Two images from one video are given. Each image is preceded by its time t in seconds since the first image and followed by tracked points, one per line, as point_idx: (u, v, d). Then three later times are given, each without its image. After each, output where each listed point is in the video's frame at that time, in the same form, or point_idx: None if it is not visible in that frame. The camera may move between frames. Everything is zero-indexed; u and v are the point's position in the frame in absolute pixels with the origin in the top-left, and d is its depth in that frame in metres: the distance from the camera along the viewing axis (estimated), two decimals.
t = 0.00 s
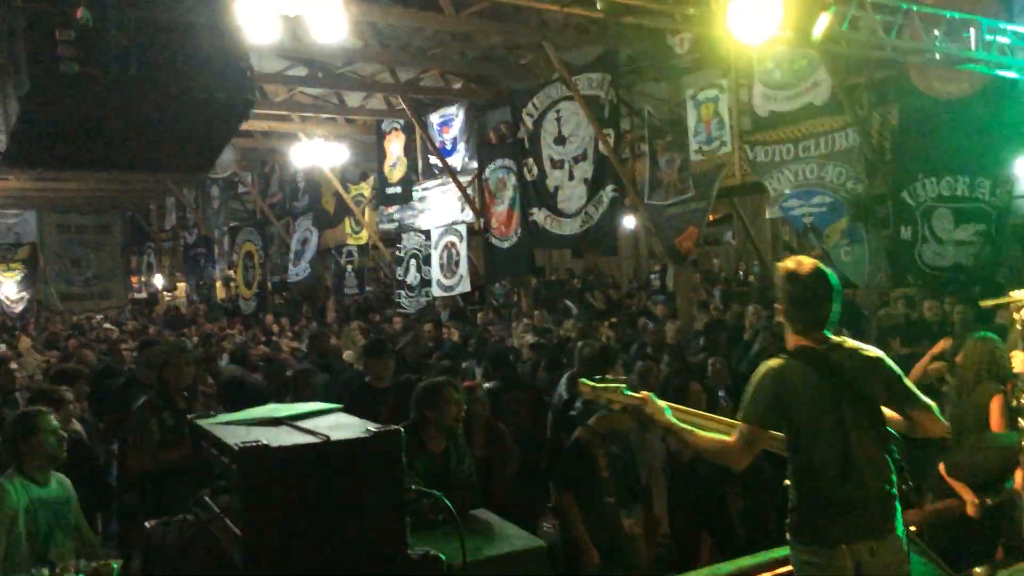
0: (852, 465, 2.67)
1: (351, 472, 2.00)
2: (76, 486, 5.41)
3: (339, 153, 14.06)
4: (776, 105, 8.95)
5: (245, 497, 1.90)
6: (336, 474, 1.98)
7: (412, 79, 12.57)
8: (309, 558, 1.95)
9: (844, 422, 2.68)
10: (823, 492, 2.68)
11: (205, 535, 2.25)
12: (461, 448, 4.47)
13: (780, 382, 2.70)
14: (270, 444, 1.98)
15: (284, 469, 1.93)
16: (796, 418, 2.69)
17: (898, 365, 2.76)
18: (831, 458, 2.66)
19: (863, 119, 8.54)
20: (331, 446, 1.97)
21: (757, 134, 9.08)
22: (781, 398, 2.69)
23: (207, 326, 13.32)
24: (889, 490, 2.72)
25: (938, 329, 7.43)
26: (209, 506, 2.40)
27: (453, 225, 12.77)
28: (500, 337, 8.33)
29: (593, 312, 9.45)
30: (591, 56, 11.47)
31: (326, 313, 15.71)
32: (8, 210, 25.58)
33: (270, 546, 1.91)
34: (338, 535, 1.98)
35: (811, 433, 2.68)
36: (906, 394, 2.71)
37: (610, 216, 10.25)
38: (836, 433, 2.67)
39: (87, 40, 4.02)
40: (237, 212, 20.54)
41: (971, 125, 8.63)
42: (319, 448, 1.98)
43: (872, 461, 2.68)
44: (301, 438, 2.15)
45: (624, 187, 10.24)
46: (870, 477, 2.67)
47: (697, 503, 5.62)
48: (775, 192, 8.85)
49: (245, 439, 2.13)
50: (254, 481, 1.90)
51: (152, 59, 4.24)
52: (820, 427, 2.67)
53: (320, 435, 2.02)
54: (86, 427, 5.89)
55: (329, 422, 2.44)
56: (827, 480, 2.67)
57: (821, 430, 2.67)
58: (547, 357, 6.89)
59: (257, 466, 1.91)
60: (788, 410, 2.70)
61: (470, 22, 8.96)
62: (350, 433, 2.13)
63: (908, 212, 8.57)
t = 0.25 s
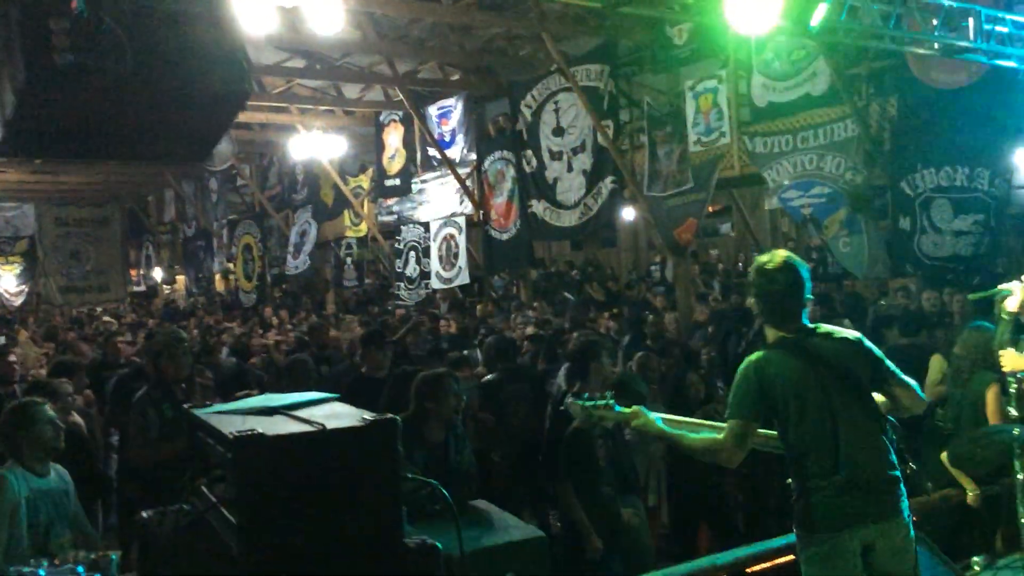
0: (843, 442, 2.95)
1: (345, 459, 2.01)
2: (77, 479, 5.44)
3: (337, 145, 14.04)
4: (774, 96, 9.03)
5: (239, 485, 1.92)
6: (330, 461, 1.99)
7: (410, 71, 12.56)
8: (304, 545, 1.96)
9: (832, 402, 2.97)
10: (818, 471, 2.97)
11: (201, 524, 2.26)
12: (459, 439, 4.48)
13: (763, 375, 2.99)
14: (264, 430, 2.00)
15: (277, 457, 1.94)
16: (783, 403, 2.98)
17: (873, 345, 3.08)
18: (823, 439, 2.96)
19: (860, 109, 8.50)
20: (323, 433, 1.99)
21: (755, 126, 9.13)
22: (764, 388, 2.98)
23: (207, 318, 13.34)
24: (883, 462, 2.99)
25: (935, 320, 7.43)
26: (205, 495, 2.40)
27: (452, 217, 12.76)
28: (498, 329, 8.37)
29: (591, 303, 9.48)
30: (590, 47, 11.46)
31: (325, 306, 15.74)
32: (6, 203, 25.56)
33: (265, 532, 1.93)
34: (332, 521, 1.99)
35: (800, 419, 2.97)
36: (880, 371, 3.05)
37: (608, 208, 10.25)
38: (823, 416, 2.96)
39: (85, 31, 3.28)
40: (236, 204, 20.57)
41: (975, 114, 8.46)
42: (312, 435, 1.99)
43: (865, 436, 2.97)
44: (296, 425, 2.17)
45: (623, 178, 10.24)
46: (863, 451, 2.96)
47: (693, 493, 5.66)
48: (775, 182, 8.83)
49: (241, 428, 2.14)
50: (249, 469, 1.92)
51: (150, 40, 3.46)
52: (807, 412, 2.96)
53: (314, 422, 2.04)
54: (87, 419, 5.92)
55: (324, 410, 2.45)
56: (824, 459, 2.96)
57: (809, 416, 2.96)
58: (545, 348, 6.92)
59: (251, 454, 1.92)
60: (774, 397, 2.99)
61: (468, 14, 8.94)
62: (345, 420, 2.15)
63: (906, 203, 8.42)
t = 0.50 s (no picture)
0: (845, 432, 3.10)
1: (337, 453, 1.99)
2: (72, 473, 5.45)
3: (332, 139, 14.05)
4: (768, 88, 9.09)
5: (231, 476, 1.91)
6: (322, 454, 1.98)
7: (405, 64, 12.54)
8: (296, 537, 1.95)
9: (832, 396, 3.12)
10: (823, 464, 3.12)
11: (195, 515, 2.25)
12: (454, 433, 4.49)
13: (762, 375, 3.12)
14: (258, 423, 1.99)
15: (269, 449, 1.93)
16: (785, 398, 3.12)
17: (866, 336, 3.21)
18: (825, 431, 3.11)
19: (856, 102, 8.53)
20: (318, 426, 1.97)
21: (750, 118, 9.21)
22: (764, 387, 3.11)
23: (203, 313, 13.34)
24: (885, 449, 3.13)
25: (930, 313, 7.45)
26: (199, 486, 2.40)
27: (447, 210, 12.72)
28: (493, 321, 8.39)
29: (586, 296, 9.51)
30: (585, 40, 11.45)
31: (321, 299, 15.76)
32: None
33: (258, 524, 1.93)
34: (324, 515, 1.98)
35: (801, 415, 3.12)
36: (877, 359, 3.18)
37: (604, 201, 10.23)
38: (825, 409, 3.11)
39: (78, 24, 3.56)
40: (231, 198, 20.56)
41: (974, 104, 8.27)
42: (304, 427, 1.98)
43: (866, 425, 3.11)
44: (290, 417, 2.16)
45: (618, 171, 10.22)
46: (865, 441, 3.10)
47: (687, 485, 5.69)
48: (770, 174, 8.96)
49: (235, 420, 2.14)
50: (241, 461, 1.91)
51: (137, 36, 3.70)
52: (808, 407, 3.11)
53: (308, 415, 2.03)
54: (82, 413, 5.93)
55: (317, 402, 2.45)
56: (825, 451, 3.11)
57: (809, 411, 3.11)
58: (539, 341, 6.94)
59: (243, 446, 1.91)
60: (774, 394, 3.13)
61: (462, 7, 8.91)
62: (339, 412, 2.13)
63: (901, 195, 8.35)
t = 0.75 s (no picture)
0: (844, 432, 2.92)
1: (318, 449, 2.01)
2: (53, 470, 5.43)
3: (315, 136, 14.05)
4: (751, 87, 9.04)
5: (210, 475, 1.92)
6: (300, 452, 1.99)
7: (388, 61, 12.55)
8: (274, 534, 1.97)
9: (834, 393, 2.93)
10: (820, 464, 2.94)
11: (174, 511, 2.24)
12: (436, 429, 4.50)
13: (763, 369, 2.94)
14: (237, 419, 2.00)
15: (250, 447, 1.94)
16: (783, 394, 2.94)
17: (868, 335, 3.00)
18: (823, 428, 2.92)
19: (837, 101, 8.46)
20: (296, 424, 1.98)
21: (732, 116, 9.16)
22: (762, 383, 2.93)
23: (186, 310, 13.30)
24: (882, 450, 2.96)
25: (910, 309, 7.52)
26: (178, 483, 2.39)
27: (431, 208, 12.74)
28: (475, 319, 8.41)
29: (570, 293, 9.54)
30: (567, 37, 11.50)
31: (304, 296, 15.75)
32: None
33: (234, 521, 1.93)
34: (300, 513, 1.99)
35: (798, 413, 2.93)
36: (881, 357, 2.96)
37: (587, 199, 10.26)
38: (825, 408, 2.92)
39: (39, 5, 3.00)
40: (213, 195, 20.50)
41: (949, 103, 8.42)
42: (285, 424, 1.99)
43: (863, 424, 2.93)
44: (268, 414, 2.17)
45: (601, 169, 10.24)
46: (862, 440, 2.93)
47: (669, 480, 5.72)
48: (751, 173, 8.97)
49: (214, 416, 2.15)
50: (221, 459, 1.92)
51: (124, 26, 3.11)
52: (806, 403, 2.92)
53: (286, 411, 2.03)
54: (63, 410, 5.90)
55: (297, 399, 2.46)
56: (821, 449, 2.93)
57: (807, 407, 2.93)
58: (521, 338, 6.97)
59: (221, 442, 1.92)
60: (774, 392, 2.94)
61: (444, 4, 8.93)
62: (317, 409, 2.14)
63: (882, 193, 8.45)
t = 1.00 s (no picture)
0: (855, 435, 2.80)
1: (302, 445, 1.90)
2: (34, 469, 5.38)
3: (301, 131, 14.04)
4: (736, 86, 9.18)
5: (189, 473, 1.82)
6: (284, 448, 1.88)
7: (374, 57, 12.52)
8: (254, 537, 1.85)
9: (849, 392, 2.81)
10: (828, 460, 2.79)
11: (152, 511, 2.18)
12: (421, 428, 4.49)
13: (786, 359, 2.79)
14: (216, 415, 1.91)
15: (230, 444, 1.83)
16: (799, 387, 2.79)
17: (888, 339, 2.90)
18: (833, 425, 2.79)
19: (821, 100, 8.68)
20: (276, 418, 1.88)
21: (718, 114, 9.31)
22: (785, 373, 2.77)
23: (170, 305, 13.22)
24: (888, 454, 2.84)
25: (895, 305, 7.55)
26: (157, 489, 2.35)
27: (417, 205, 12.81)
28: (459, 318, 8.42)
29: (556, 290, 9.54)
30: (554, 34, 11.52)
31: (289, 292, 15.70)
32: None
33: (210, 523, 1.82)
34: (283, 514, 1.87)
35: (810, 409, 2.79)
36: (897, 362, 2.85)
37: (574, 195, 10.26)
38: (839, 404, 2.79)
39: None
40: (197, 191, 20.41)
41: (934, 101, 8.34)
42: (268, 419, 1.89)
43: (873, 425, 2.81)
44: (248, 410, 2.07)
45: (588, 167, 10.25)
46: (872, 440, 2.80)
47: (654, 478, 5.74)
48: (737, 171, 9.14)
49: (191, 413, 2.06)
50: (196, 455, 1.82)
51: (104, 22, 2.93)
52: (822, 400, 2.79)
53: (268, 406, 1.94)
54: (46, 408, 5.85)
55: (279, 396, 2.38)
56: (829, 446, 2.79)
57: (820, 402, 2.79)
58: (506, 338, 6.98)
59: (197, 436, 1.81)
60: (792, 384, 2.79)
61: None
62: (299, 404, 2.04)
63: (866, 192, 8.43)
